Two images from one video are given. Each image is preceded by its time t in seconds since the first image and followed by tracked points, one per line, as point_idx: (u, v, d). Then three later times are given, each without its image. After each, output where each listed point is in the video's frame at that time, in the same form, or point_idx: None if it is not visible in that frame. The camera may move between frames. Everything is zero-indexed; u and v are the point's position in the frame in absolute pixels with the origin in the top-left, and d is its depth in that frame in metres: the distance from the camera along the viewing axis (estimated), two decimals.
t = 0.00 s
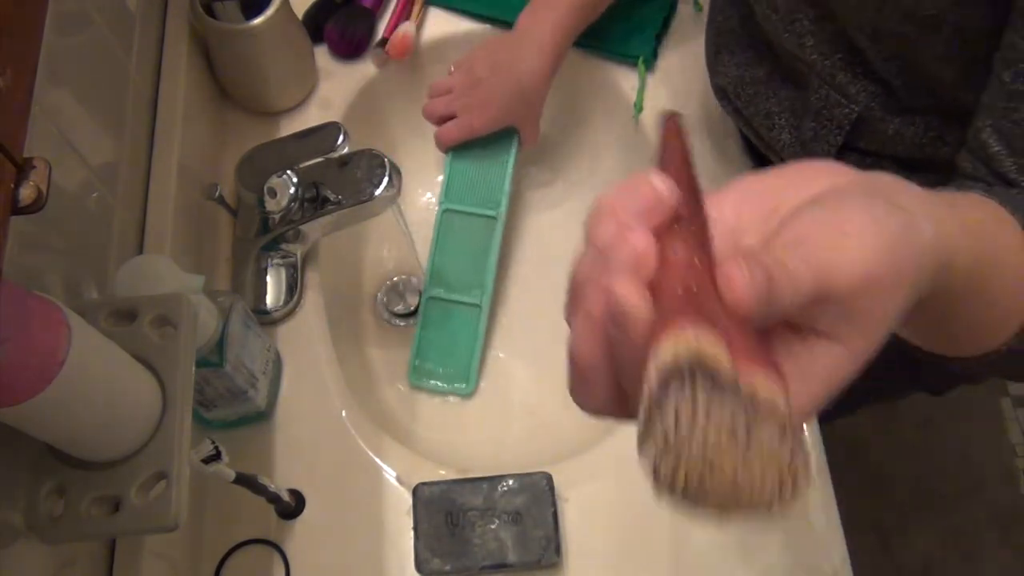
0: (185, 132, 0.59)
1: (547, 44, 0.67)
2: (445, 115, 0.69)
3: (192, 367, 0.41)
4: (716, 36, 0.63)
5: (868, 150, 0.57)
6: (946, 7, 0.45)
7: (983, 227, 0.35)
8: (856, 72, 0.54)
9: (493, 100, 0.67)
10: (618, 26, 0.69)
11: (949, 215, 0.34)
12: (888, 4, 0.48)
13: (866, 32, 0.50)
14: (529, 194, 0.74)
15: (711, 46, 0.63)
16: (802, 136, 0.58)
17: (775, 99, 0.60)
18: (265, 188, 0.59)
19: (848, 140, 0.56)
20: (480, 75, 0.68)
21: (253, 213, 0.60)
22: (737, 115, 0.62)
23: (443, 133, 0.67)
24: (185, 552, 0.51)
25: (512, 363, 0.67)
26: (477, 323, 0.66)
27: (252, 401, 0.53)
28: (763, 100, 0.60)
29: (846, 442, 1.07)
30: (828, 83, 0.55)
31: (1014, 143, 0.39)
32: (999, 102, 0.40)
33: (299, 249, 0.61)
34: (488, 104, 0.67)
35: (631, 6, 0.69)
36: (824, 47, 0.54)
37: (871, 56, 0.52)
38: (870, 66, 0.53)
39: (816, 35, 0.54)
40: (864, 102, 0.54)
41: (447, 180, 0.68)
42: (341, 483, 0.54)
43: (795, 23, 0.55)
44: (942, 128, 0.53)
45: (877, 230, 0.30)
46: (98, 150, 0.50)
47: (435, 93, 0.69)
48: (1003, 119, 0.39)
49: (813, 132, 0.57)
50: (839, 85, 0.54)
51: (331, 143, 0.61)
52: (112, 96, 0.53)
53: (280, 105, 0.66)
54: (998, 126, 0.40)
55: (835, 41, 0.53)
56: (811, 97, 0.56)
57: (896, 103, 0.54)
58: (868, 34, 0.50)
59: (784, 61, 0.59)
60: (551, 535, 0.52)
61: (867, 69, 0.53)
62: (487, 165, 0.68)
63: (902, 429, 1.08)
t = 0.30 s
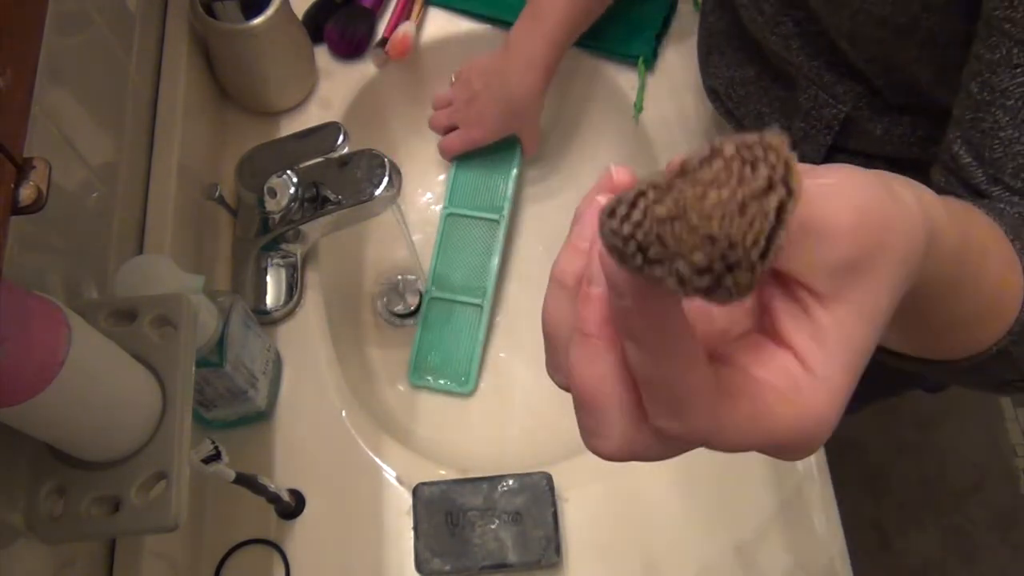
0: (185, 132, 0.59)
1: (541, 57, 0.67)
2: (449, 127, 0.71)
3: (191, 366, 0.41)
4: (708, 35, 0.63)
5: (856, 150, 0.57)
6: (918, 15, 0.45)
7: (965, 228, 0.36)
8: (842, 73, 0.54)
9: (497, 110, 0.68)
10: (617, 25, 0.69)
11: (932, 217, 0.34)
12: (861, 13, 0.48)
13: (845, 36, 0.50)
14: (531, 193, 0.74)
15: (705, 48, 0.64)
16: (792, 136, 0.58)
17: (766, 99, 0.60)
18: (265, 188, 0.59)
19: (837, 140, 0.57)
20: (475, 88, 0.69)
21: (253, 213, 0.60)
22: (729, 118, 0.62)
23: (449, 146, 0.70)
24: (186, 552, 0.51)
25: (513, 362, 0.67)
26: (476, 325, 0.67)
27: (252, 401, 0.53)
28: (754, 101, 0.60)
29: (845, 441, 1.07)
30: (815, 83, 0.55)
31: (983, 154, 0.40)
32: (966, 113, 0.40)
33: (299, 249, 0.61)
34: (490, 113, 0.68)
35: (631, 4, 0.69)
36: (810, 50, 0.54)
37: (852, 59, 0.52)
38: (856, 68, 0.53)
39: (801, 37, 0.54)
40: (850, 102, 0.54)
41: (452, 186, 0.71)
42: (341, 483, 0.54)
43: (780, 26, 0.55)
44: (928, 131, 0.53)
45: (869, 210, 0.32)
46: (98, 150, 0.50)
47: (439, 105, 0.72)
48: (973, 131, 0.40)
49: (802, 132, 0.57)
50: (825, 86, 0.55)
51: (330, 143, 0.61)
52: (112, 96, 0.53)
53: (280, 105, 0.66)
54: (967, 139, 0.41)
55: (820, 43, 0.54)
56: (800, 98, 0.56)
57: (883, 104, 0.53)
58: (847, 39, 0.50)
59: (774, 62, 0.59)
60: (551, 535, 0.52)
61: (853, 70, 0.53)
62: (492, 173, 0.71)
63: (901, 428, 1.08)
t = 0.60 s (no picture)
0: (185, 132, 0.59)
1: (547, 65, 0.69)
2: (455, 130, 0.71)
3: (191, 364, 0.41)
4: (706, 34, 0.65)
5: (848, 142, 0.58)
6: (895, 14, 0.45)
7: (954, 227, 0.36)
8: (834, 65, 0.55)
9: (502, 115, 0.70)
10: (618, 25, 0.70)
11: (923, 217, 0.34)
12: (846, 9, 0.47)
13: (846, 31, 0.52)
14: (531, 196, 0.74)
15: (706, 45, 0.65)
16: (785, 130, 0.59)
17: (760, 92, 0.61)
18: (265, 189, 0.59)
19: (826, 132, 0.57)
20: (480, 89, 0.70)
21: (254, 213, 0.60)
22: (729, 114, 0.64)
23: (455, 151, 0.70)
24: (185, 552, 0.51)
25: (512, 363, 0.66)
26: (475, 347, 0.65)
27: (251, 401, 0.53)
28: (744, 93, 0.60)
29: (844, 442, 1.07)
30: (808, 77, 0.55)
31: (963, 147, 0.43)
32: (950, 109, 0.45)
33: (299, 249, 0.61)
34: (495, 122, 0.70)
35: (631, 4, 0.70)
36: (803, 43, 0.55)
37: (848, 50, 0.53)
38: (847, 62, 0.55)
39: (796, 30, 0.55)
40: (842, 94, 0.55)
41: (456, 200, 0.72)
42: (342, 483, 0.54)
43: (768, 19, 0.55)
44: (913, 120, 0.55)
45: (885, 237, 0.28)
46: (98, 150, 0.50)
47: (442, 107, 0.72)
48: (953, 124, 0.44)
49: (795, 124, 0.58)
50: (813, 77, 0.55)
51: (330, 143, 0.61)
52: (112, 96, 0.53)
53: (280, 105, 0.66)
54: (948, 134, 0.45)
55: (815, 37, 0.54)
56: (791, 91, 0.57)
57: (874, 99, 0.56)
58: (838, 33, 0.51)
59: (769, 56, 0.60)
60: (551, 535, 0.52)
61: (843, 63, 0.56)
62: (494, 193, 0.72)
63: (900, 430, 1.08)
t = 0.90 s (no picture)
0: (186, 132, 0.59)
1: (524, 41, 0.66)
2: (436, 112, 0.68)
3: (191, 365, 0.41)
4: (700, 16, 0.62)
5: (844, 132, 0.57)
6: (904, 11, 0.46)
7: (866, 248, 0.38)
8: (829, 53, 0.55)
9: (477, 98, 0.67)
10: (617, 25, 0.69)
11: (858, 190, 0.38)
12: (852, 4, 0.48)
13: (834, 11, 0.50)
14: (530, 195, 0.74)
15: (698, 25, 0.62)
16: (780, 117, 0.58)
17: (754, 79, 0.59)
18: (265, 188, 0.59)
19: (824, 120, 0.57)
20: (464, 68, 0.67)
21: (254, 213, 0.60)
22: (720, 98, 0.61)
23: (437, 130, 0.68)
24: (185, 552, 0.51)
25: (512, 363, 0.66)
26: (475, 347, 0.65)
27: (251, 401, 0.53)
28: (742, 80, 0.59)
29: (844, 442, 1.08)
30: (805, 64, 0.55)
31: (932, 116, 0.42)
32: (927, 76, 0.42)
33: (299, 249, 0.61)
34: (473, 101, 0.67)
35: (631, 5, 0.69)
36: (801, 30, 0.55)
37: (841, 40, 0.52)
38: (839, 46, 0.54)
39: (793, 18, 0.54)
40: (839, 82, 0.55)
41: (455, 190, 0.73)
42: (343, 482, 0.54)
43: (769, 7, 0.55)
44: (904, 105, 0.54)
45: (740, 312, 0.35)
46: (98, 150, 0.50)
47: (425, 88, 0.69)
48: (928, 93, 0.42)
49: (791, 111, 0.57)
50: (814, 66, 0.55)
51: (330, 143, 0.61)
52: (112, 95, 0.53)
53: (280, 105, 0.66)
54: (922, 100, 0.43)
55: (813, 25, 0.54)
56: (788, 78, 0.57)
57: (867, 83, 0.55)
58: (836, 24, 0.51)
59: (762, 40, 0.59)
60: (551, 535, 0.52)
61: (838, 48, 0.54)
62: (494, 192, 0.72)
63: (902, 430, 1.09)
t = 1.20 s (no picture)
0: (186, 133, 0.59)
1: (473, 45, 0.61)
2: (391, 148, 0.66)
3: (191, 365, 0.41)
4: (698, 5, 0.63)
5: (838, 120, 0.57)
6: None
7: (850, 202, 0.42)
8: (826, 40, 0.54)
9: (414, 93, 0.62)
10: (617, 25, 0.69)
11: (850, 148, 0.42)
12: None
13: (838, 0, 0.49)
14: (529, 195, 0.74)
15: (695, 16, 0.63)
16: (774, 101, 0.59)
17: (750, 64, 0.59)
18: (265, 188, 0.59)
19: (817, 106, 0.57)
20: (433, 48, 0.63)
21: (253, 213, 0.60)
22: (717, 80, 0.63)
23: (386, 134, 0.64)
24: (186, 552, 0.51)
25: (512, 363, 0.66)
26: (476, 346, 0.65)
27: (251, 401, 0.53)
28: (740, 65, 0.60)
29: (844, 442, 1.08)
30: (802, 52, 0.55)
31: (922, 82, 0.44)
32: (922, 41, 0.44)
33: (299, 249, 0.61)
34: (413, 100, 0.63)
35: (632, 4, 0.69)
36: (800, 17, 0.54)
37: (842, 30, 0.51)
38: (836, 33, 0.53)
39: (790, 6, 0.54)
40: (833, 71, 0.54)
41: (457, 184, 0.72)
42: (343, 482, 0.54)
43: None
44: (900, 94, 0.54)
45: (728, 252, 0.40)
46: (98, 151, 0.50)
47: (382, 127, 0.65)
48: (920, 58, 0.44)
49: (784, 97, 0.58)
50: (811, 54, 0.54)
51: (330, 143, 0.61)
52: (112, 96, 0.53)
53: (280, 105, 0.66)
54: (913, 64, 0.44)
55: (811, 12, 0.53)
56: (785, 64, 0.57)
57: (862, 71, 0.54)
58: (836, 13, 0.50)
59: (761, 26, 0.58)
60: (551, 535, 0.52)
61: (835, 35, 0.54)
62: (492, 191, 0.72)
63: (901, 430, 1.09)
